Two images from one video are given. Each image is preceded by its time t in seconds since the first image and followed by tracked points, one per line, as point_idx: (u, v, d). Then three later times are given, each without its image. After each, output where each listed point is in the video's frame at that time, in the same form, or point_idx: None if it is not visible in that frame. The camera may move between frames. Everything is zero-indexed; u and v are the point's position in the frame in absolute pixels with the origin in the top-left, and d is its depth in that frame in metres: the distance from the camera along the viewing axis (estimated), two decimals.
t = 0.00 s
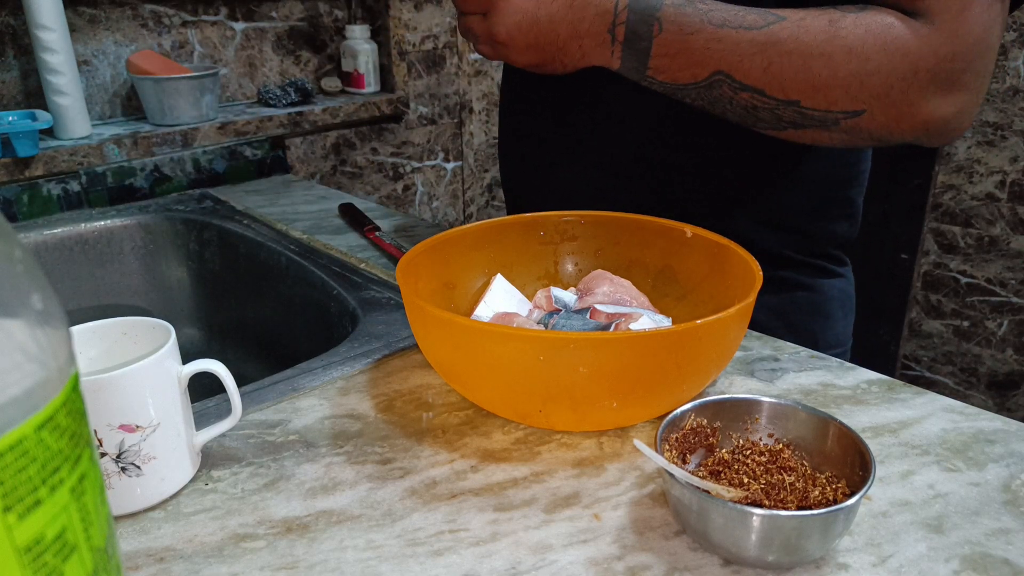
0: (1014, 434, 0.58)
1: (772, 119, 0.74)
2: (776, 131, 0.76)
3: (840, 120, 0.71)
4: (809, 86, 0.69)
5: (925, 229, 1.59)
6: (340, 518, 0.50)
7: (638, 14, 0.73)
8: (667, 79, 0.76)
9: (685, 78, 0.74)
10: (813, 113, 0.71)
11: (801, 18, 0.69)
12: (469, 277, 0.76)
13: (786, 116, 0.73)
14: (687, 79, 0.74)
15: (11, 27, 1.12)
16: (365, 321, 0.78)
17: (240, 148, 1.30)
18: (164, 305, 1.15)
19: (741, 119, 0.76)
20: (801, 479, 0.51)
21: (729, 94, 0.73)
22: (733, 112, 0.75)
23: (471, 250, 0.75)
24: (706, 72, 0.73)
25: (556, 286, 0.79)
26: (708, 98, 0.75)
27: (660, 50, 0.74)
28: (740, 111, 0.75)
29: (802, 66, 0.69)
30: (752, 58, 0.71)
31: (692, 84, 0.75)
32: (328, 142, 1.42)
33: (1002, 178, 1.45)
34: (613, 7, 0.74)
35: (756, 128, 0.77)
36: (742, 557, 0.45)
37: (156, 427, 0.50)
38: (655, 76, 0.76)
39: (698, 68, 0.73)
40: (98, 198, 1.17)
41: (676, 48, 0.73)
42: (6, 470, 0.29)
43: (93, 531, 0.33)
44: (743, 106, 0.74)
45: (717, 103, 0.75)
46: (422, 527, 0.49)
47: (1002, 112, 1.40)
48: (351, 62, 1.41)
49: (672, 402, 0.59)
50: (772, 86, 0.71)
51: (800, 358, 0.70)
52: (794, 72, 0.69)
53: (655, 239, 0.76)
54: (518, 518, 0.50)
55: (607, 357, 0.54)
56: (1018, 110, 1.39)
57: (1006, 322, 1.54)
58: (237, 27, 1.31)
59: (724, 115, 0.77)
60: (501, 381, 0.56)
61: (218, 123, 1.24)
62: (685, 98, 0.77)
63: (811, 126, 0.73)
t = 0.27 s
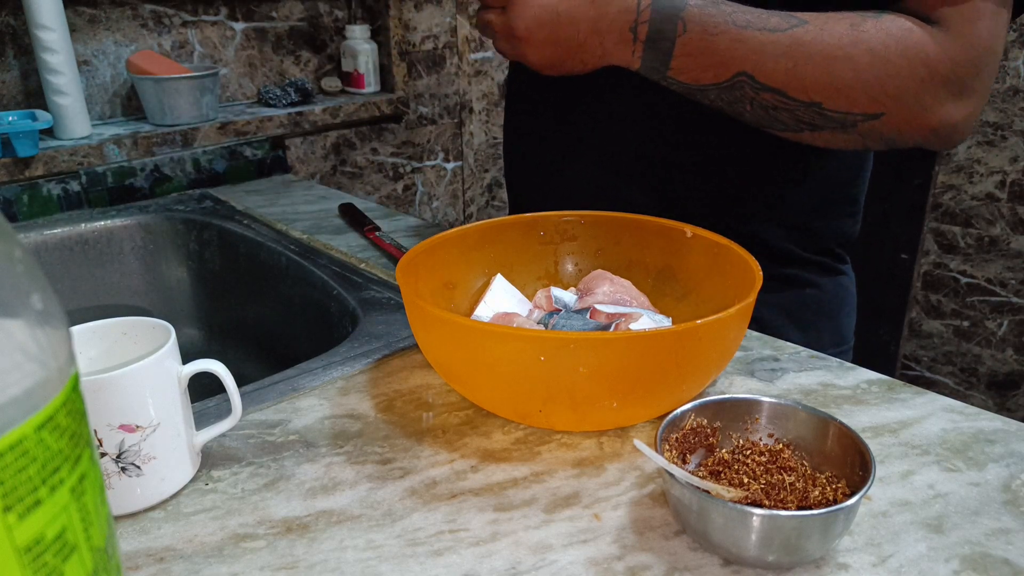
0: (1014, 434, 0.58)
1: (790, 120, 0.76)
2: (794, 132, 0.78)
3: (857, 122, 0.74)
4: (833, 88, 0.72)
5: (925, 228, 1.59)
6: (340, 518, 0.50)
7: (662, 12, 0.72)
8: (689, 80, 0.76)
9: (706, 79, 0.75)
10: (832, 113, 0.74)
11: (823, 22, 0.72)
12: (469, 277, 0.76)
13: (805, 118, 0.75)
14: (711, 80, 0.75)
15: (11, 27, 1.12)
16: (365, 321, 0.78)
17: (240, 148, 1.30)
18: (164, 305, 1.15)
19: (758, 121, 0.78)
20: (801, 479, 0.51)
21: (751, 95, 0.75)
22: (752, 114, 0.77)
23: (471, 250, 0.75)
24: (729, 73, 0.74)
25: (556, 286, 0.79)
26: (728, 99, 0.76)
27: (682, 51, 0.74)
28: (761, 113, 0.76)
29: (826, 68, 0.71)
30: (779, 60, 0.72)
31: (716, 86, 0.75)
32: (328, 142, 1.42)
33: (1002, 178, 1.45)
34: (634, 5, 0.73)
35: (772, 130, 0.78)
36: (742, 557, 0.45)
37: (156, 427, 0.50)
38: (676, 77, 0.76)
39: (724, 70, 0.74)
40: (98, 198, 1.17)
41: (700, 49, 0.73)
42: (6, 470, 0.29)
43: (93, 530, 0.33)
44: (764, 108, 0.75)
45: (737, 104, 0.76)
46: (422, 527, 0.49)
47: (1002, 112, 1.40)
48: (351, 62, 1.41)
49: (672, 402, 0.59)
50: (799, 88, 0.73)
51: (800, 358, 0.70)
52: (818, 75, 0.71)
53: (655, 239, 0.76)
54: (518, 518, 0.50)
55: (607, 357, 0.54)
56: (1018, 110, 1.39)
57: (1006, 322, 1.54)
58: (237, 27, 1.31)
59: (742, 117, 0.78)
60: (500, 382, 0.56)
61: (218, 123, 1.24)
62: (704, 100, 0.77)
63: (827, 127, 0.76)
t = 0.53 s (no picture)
0: (1014, 434, 0.58)
1: (898, 101, 0.79)
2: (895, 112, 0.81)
3: (955, 93, 0.80)
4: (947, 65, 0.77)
5: (925, 229, 1.59)
6: (340, 518, 0.50)
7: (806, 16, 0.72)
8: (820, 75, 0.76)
9: (839, 71, 0.76)
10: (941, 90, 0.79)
11: (925, 8, 0.75)
12: (469, 277, 0.76)
13: (914, 96, 0.79)
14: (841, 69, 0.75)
15: (11, 27, 1.12)
16: (365, 321, 0.78)
17: (241, 148, 1.30)
18: (164, 305, 1.15)
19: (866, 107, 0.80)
20: (801, 479, 0.51)
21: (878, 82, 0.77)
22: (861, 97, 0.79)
23: (471, 250, 0.75)
24: (862, 62, 0.75)
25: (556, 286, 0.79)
26: (850, 89, 0.78)
27: (823, 51, 0.74)
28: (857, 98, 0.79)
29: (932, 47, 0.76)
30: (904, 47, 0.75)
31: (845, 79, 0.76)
32: (329, 142, 1.42)
33: (1002, 178, 1.45)
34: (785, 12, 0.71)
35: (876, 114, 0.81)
36: (743, 557, 0.45)
37: (156, 427, 0.50)
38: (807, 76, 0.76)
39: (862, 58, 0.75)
40: (98, 198, 1.17)
41: (837, 45, 0.74)
42: (6, 470, 0.29)
43: (93, 531, 0.33)
44: (881, 92, 0.78)
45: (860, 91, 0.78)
46: (422, 527, 0.49)
47: (1002, 112, 1.40)
48: (351, 62, 1.41)
49: (672, 402, 0.59)
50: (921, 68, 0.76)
51: (800, 358, 0.70)
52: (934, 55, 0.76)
53: (654, 239, 0.76)
54: (518, 518, 0.50)
55: (607, 356, 0.54)
56: (1018, 110, 1.39)
57: (1006, 322, 1.54)
58: (237, 27, 1.31)
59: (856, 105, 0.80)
60: (501, 382, 0.56)
61: (218, 123, 1.24)
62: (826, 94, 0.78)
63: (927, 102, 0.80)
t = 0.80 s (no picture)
0: (1014, 434, 0.58)
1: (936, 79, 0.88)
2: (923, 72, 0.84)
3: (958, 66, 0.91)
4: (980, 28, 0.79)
5: (925, 229, 1.59)
6: (341, 518, 0.50)
7: None
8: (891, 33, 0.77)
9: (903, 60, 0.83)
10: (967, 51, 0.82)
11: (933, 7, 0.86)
12: (469, 277, 0.76)
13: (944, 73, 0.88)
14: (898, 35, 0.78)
15: (11, 27, 1.12)
16: (365, 321, 0.78)
17: (241, 149, 1.30)
18: (165, 305, 1.15)
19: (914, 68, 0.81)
20: (801, 479, 0.51)
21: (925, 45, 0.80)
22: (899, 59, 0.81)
23: (471, 250, 0.75)
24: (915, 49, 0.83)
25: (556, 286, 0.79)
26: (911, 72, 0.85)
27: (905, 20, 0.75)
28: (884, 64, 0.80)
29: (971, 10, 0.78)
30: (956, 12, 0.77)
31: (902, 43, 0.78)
32: (329, 142, 1.42)
33: (1002, 178, 1.45)
34: None
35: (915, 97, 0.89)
36: (743, 557, 0.45)
37: (156, 427, 0.50)
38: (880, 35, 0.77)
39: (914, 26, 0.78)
40: (98, 198, 1.17)
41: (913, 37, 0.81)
42: (6, 470, 0.29)
43: (92, 531, 0.33)
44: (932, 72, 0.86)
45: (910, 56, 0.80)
46: (422, 527, 0.49)
47: (1002, 112, 1.40)
48: (351, 62, 1.41)
49: (672, 402, 0.59)
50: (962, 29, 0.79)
51: (800, 358, 0.70)
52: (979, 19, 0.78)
53: (655, 239, 0.76)
54: (518, 518, 0.50)
55: (607, 356, 0.54)
56: (1018, 110, 1.39)
57: (1006, 323, 1.54)
58: (237, 27, 1.31)
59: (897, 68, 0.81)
60: (501, 381, 0.56)
61: (218, 123, 1.24)
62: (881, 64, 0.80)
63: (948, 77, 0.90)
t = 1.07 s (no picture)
0: (1014, 434, 0.58)
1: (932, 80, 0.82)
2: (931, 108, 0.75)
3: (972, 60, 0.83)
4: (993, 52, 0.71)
5: (925, 229, 1.59)
6: (341, 518, 0.50)
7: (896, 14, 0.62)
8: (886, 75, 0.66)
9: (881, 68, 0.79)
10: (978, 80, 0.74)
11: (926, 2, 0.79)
12: (469, 278, 0.76)
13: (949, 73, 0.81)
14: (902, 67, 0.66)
15: (11, 28, 1.12)
16: (365, 321, 0.78)
17: (241, 149, 1.30)
18: (165, 305, 1.15)
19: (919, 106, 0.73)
20: (801, 479, 0.51)
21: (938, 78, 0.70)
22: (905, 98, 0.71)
23: (471, 250, 0.75)
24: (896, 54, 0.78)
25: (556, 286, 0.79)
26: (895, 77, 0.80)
27: (903, 55, 0.65)
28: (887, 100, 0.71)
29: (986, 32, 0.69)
30: (966, 36, 0.68)
31: (910, 78, 0.68)
32: (329, 142, 1.42)
33: (1002, 178, 1.45)
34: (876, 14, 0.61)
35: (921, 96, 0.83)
36: (743, 557, 0.45)
37: (156, 427, 0.50)
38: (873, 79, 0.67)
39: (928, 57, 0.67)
40: (98, 198, 1.17)
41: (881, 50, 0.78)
42: (6, 470, 0.29)
43: (93, 530, 0.33)
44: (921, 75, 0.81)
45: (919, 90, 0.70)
46: (422, 527, 0.49)
47: (1002, 112, 1.40)
48: (351, 63, 1.41)
49: (673, 402, 0.59)
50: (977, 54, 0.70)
51: (800, 358, 0.70)
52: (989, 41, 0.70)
53: (655, 239, 0.76)
54: (518, 518, 0.50)
55: (608, 357, 0.54)
56: (1018, 110, 1.38)
57: (1006, 322, 1.54)
58: (237, 27, 1.31)
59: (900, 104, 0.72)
60: (501, 381, 0.56)
61: (218, 123, 1.24)
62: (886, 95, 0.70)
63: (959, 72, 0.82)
